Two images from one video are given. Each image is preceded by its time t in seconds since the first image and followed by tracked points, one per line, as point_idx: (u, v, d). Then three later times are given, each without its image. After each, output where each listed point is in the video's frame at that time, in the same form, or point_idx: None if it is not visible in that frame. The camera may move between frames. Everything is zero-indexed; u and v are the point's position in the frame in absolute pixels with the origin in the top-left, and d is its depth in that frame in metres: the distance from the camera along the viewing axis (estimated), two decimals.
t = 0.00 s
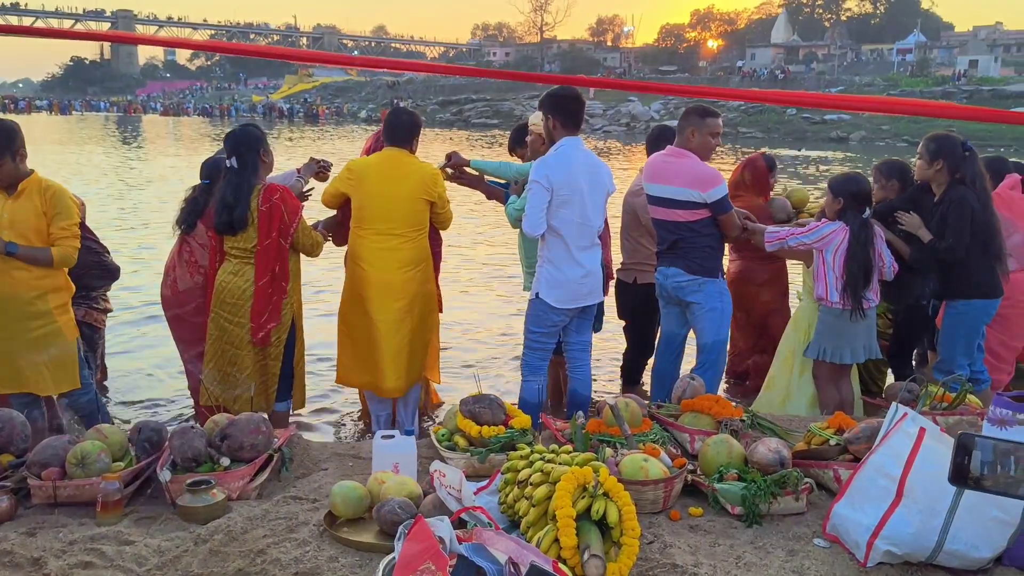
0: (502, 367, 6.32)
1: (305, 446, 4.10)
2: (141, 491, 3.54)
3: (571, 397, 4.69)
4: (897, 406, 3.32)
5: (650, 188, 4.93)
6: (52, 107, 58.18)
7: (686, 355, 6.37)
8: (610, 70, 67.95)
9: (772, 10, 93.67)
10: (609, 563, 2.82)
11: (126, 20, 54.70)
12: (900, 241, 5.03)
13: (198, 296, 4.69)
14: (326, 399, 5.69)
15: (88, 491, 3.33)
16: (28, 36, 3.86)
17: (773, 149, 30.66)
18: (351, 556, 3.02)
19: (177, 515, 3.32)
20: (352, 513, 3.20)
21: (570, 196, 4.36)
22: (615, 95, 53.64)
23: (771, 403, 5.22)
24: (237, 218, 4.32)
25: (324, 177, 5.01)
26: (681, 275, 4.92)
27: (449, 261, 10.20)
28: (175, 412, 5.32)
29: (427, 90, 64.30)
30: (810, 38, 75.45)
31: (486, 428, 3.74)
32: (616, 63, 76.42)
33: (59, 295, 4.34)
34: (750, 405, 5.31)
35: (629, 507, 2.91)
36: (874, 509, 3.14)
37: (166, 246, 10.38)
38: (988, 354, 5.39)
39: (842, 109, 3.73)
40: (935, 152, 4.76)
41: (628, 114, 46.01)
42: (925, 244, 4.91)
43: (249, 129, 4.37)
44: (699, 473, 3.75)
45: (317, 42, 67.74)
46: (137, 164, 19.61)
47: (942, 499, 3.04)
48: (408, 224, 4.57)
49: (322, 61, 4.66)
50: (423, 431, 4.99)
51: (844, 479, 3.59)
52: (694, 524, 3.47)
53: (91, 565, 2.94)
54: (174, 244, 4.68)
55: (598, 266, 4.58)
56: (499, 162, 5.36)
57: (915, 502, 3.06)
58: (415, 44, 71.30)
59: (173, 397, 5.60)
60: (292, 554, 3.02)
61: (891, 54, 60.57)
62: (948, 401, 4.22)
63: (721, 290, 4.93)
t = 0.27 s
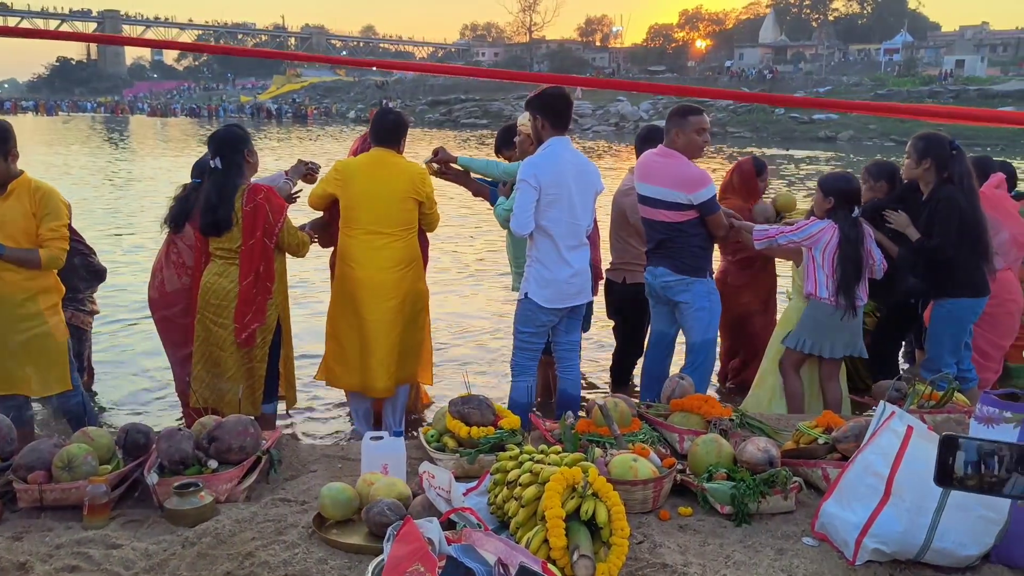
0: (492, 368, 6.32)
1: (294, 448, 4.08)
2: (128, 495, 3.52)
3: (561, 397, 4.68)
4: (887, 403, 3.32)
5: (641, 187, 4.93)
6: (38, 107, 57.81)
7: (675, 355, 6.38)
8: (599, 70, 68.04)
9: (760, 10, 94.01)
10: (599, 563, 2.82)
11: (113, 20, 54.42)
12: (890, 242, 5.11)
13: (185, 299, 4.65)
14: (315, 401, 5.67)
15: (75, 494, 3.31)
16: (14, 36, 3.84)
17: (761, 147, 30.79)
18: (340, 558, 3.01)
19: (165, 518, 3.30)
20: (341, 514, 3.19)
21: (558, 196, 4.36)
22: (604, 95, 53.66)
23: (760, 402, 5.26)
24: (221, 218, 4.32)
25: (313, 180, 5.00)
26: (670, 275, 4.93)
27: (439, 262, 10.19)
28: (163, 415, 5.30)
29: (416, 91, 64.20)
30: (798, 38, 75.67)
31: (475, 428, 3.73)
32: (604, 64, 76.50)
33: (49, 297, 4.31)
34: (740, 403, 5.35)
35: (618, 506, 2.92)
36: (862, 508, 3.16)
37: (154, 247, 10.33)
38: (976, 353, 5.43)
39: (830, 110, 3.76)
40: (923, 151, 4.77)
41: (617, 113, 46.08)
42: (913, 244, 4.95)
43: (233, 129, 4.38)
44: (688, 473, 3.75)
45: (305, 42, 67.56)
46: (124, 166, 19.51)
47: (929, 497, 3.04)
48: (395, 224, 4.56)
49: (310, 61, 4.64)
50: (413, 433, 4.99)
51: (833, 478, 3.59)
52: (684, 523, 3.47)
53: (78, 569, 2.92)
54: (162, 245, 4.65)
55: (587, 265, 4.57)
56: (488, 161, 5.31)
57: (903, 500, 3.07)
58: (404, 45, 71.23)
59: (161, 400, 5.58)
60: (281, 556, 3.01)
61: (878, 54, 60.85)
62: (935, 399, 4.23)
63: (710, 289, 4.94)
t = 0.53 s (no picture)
0: (484, 367, 6.32)
1: (286, 449, 4.07)
2: (118, 496, 3.50)
3: (553, 396, 4.69)
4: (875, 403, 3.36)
5: (633, 186, 4.94)
6: (26, 108, 57.53)
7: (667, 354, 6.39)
8: (589, 70, 68.07)
9: (751, 10, 94.24)
10: (591, 561, 2.82)
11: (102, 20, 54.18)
12: (878, 241, 5.15)
13: (176, 300, 4.65)
14: (306, 401, 5.66)
15: (65, 496, 3.29)
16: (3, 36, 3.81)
17: (752, 147, 30.85)
18: (332, 558, 3.01)
19: (156, 520, 3.28)
20: (333, 514, 3.19)
21: (548, 196, 4.37)
22: (595, 95, 53.70)
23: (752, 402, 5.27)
24: (209, 218, 4.31)
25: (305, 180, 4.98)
26: (660, 274, 4.93)
27: (431, 262, 10.18)
28: (153, 416, 5.28)
29: (407, 91, 64.13)
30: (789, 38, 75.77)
31: (467, 428, 3.73)
32: (595, 63, 76.56)
33: (47, 297, 4.30)
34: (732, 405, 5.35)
35: (610, 505, 2.91)
36: (853, 505, 3.17)
37: (143, 248, 10.28)
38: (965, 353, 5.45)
39: (825, 110, 3.76)
40: (912, 152, 4.78)
41: (608, 113, 46.12)
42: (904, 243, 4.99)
43: (222, 129, 4.36)
44: (680, 471, 3.76)
45: (295, 42, 67.40)
46: (113, 166, 19.42)
47: (920, 495, 3.07)
48: (381, 225, 4.55)
49: (301, 61, 4.63)
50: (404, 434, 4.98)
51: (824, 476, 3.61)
52: (675, 522, 3.48)
53: (68, 571, 2.91)
54: (153, 245, 4.65)
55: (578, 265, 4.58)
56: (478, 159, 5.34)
57: (893, 498, 3.09)
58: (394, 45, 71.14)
59: (151, 401, 5.56)
60: (272, 557, 3.01)
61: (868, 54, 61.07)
62: (925, 397, 4.25)
63: (701, 288, 4.96)
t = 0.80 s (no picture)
0: (477, 367, 6.32)
1: (279, 449, 4.07)
2: (111, 497, 3.49)
3: (546, 396, 4.70)
4: (868, 402, 3.35)
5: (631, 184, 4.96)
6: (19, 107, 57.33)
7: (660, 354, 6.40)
8: (583, 70, 68.12)
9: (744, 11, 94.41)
10: (585, 562, 2.83)
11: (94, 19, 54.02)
12: (870, 239, 5.18)
13: (169, 301, 4.64)
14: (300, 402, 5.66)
15: (57, 497, 3.27)
16: None
17: (746, 147, 30.92)
18: (326, 560, 3.01)
19: (149, 521, 3.28)
20: (327, 515, 3.18)
21: (541, 196, 4.37)
22: (589, 95, 53.74)
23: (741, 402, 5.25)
24: (201, 219, 4.31)
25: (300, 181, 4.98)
26: (652, 275, 4.93)
27: (425, 261, 10.18)
28: (146, 417, 5.26)
29: (401, 91, 64.07)
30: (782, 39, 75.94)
31: (460, 428, 3.74)
32: (589, 64, 76.61)
33: (60, 295, 4.31)
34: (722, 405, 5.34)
35: (604, 505, 2.93)
36: (846, 505, 3.15)
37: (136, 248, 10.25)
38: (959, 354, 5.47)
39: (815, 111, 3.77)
40: (902, 154, 4.80)
41: (602, 113, 46.16)
42: (896, 245, 5.02)
43: (215, 128, 4.35)
44: (673, 472, 3.77)
45: (289, 42, 67.30)
46: (106, 166, 19.35)
47: (913, 494, 3.06)
48: (367, 226, 4.55)
49: (295, 61, 4.63)
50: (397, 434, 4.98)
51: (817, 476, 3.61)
52: (669, 522, 3.48)
53: (60, 572, 2.90)
54: (148, 245, 4.64)
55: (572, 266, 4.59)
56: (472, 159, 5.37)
57: (886, 498, 3.08)
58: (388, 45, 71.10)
59: (143, 401, 5.54)
60: (266, 558, 3.00)
61: (861, 55, 61.24)
62: (917, 397, 4.27)
63: (693, 289, 4.96)
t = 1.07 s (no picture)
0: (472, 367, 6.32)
1: (273, 450, 4.06)
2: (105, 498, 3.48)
3: (541, 396, 4.69)
4: (862, 401, 3.36)
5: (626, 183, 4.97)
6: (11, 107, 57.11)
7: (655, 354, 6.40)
8: (578, 70, 68.12)
9: (739, 10, 94.51)
10: (580, 561, 2.83)
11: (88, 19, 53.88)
12: (862, 240, 5.17)
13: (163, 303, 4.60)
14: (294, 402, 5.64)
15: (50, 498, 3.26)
16: None
17: (741, 146, 30.96)
18: (320, 560, 3.00)
19: (143, 522, 3.27)
20: (321, 516, 3.18)
21: (534, 197, 4.36)
22: (584, 95, 53.74)
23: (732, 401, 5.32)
24: (190, 217, 4.32)
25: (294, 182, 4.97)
26: (647, 274, 4.94)
27: (420, 262, 10.17)
28: (140, 417, 5.25)
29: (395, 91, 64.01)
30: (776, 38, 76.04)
31: (455, 428, 3.73)
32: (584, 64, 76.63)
33: (76, 294, 4.30)
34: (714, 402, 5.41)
35: (599, 505, 2.91)
36: (841, 504, 3.17)
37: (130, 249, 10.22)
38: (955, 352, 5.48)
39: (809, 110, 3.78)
40: (897, 156, 4.84)
41: (597, 113, 46.18)
42: (888, 245, 5.04)
43: (211, 129, 4.34)
44: (668, 471, 3.77)
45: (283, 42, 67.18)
46: (100, 167, 19.29)
47: (907, 492, 3.08)
48: (354, 225, 4.55)
49: (290, 61, 4.62)
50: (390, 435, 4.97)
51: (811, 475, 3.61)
52: (664, 521, 3.48)
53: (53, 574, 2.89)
54: (142, 246, 4.63)
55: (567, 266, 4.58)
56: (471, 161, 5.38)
57: (880, 496, 3.10)
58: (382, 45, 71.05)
59: (137, 402, 5.52)
60: (260, 559, 3.00)
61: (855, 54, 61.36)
62: (912, 395, 4.28)
63: (688, 289, 4.97)
